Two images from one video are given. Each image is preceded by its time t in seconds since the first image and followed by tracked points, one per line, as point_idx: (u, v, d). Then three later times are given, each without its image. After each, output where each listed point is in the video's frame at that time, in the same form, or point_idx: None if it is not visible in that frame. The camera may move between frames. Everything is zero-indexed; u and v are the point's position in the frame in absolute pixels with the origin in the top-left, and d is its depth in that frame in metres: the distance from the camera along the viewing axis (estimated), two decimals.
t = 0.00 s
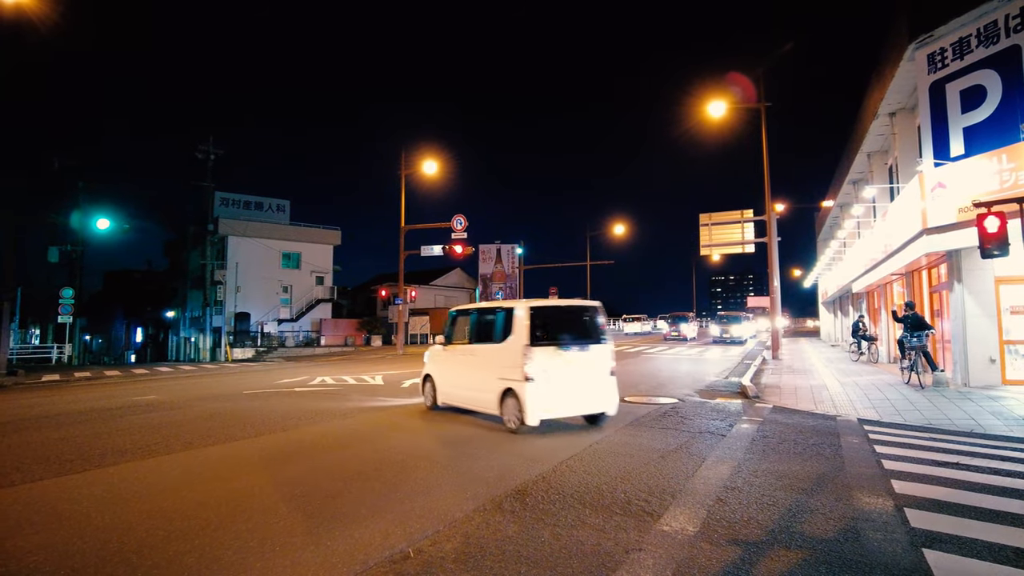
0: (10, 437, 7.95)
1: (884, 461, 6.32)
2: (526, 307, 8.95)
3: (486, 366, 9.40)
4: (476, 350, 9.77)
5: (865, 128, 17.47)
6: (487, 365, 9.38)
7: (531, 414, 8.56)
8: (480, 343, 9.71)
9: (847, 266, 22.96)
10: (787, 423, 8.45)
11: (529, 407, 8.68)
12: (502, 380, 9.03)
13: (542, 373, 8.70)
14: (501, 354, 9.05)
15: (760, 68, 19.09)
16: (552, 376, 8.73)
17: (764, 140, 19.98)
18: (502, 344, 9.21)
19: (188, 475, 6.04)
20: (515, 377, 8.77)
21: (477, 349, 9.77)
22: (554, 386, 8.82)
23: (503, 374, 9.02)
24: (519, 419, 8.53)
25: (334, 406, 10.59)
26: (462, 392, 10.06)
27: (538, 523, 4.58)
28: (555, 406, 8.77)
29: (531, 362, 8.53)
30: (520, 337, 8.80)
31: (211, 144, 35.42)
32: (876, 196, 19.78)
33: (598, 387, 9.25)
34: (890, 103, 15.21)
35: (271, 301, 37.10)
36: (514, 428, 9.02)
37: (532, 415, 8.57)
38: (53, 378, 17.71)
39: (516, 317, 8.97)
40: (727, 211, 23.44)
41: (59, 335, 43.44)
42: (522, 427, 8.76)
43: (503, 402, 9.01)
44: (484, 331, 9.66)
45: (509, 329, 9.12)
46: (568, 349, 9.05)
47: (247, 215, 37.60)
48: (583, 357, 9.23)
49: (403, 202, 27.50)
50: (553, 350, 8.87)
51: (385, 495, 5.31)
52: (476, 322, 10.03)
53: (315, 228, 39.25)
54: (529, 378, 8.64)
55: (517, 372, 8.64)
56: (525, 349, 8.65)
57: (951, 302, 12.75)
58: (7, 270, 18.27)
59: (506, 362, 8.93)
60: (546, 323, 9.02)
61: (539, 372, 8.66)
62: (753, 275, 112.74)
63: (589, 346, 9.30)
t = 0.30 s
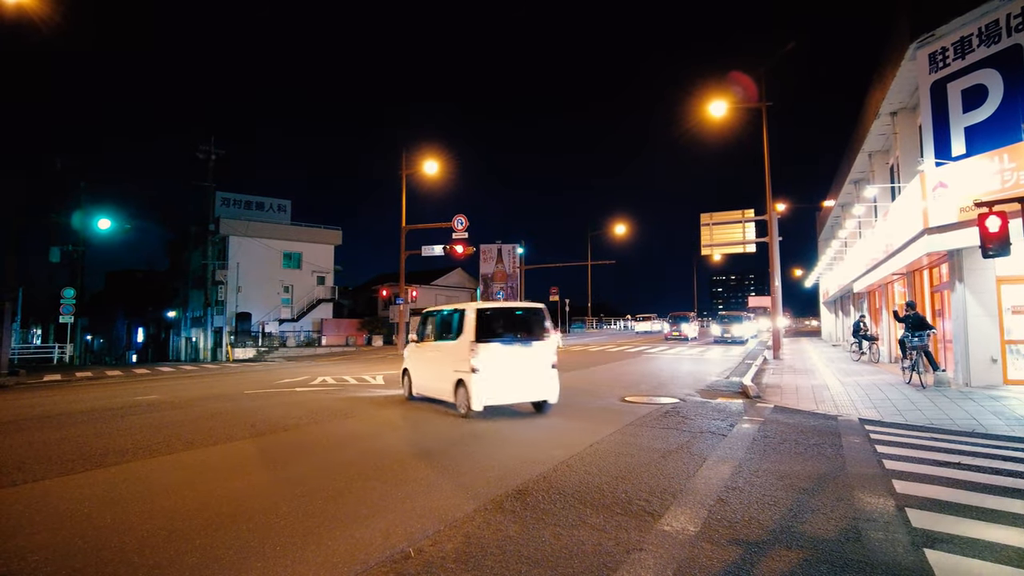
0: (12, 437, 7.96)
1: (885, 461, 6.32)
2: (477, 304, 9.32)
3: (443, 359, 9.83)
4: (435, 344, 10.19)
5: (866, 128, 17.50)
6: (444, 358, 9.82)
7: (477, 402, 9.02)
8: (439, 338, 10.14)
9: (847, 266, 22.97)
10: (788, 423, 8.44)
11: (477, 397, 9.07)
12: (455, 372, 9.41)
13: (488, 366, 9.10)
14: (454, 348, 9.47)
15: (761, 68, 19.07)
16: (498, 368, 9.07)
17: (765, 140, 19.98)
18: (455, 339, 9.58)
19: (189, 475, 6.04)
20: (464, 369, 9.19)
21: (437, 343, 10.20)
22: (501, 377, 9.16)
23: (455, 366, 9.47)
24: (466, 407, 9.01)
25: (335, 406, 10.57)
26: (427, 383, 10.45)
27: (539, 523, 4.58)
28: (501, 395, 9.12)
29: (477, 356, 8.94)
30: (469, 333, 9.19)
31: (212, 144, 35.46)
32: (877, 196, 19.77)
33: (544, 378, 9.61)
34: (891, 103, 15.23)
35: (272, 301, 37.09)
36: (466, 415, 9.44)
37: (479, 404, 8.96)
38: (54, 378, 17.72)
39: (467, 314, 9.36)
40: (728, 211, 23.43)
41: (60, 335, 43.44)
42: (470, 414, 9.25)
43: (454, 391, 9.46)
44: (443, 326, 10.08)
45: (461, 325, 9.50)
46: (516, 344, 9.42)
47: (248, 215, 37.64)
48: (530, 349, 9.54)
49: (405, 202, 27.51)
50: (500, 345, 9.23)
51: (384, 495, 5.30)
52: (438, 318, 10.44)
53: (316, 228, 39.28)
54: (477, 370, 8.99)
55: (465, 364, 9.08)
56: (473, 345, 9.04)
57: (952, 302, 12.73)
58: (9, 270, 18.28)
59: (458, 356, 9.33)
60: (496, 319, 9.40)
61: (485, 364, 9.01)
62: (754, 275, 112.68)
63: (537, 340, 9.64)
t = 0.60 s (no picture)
0: (12, 437, 7.96)
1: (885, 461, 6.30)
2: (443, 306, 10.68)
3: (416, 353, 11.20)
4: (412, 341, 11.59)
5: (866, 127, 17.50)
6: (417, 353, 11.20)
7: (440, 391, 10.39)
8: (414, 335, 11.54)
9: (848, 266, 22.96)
10: (788, 423, 8.43)
11: (440, 386, 10.43)
12: (424, 365, 10.80)
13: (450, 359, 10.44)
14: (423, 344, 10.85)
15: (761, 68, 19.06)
16: (458, 361, 10.38)
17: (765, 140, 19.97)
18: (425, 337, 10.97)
19: (189, 474, 6.05)
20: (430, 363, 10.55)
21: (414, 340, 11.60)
22: (463, 369, 10.49)
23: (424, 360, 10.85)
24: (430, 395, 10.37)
25: (335, 406, 10.57)
26: (406, 375, 11.86)
27: (539, 523, 4.57)
28: (461, 385, 10.44)
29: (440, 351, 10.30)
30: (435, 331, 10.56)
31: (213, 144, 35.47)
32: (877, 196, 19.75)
33: (502, 371, 10.89)
34: (891, 103, 15.23)
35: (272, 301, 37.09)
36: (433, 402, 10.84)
37: (440, 392, 10.32)
38: (55, 377, 17.73)
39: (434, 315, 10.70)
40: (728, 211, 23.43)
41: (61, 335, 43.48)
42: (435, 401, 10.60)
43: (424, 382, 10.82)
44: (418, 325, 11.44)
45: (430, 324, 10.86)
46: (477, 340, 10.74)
47: (248, 215, 37.66)
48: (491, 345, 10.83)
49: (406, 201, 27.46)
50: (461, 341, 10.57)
51: (384, 495, 5.29)
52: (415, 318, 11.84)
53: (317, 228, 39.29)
54: (440, 363, 10.36)
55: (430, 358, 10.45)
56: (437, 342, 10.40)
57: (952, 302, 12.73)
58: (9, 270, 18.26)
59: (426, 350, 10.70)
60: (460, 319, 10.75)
61: (447, 358, 10.36)
62: (755, 275, 112.63)
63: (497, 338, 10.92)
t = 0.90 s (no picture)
0: (12, 437, 7.96)
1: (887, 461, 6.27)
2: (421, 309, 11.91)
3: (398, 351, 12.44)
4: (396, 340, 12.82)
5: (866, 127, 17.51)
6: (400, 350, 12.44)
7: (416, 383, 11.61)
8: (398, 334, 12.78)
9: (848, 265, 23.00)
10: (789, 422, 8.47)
11: (417, 379, 11.66)
12: (404, 360, 12.05)
13: (425, 355, 11.68)
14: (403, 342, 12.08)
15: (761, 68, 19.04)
16: (432, 357, 11.60)
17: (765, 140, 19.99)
18: (406, 335, 12.25)
19: (188, 474, 6.04)
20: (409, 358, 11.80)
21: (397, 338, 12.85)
22: (437, 364, 11.71)
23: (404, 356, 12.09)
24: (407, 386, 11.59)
25: (336, 406, 10.56)
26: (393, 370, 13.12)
27: (539, 523, 4.57)
28: (435, 378, 11.72)
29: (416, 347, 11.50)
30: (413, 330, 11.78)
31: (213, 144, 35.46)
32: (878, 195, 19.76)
33: (473, 367, 12.08)
34: (892, 103, 15.24)
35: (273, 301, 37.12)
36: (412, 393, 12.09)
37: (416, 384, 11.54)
38: (55, 377, 17.73)
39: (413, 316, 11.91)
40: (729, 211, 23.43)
41: (61, 335, 43.47)
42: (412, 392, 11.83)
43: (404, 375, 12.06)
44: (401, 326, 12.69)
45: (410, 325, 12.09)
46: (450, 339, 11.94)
47: (248, 215, 37.67)
48: (462, 342, 12.05)
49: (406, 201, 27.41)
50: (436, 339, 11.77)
51: (384, 495, 5.28)
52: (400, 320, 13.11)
53: (317, 228, 39.28)
54: (417, 359, 11.63)
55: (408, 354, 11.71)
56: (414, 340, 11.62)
57: (953, 301, 12.79)
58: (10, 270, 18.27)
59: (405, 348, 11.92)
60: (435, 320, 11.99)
61: (423, 354, 11.60)
62: (755, 275, 112.69)
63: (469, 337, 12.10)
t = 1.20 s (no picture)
0: (13, 436, 7.95)
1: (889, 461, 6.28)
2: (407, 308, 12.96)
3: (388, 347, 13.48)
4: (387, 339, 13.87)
5: (868, 127, 17.49)
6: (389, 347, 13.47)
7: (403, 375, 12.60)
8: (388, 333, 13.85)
9: (850, 265, 23.02)
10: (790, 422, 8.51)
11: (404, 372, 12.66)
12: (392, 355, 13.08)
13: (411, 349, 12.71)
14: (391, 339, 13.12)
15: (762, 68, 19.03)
16: (417, 352, 12.61)
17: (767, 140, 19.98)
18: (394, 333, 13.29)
19: (189, 475, 6.03)
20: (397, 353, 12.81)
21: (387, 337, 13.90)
22: (422, 357, 12.73)
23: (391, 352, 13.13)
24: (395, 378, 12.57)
25: (337, 406, 10.55)
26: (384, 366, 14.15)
27: (541, 523, 4.56)
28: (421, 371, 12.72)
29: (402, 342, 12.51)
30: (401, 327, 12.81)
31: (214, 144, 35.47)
32: (880, 195, 19.74)
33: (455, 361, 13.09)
34: (893, 102, 15.21)
35: (274, 301, 37.13)
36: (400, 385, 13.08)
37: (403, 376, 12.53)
38: (56, 377, 17.74)
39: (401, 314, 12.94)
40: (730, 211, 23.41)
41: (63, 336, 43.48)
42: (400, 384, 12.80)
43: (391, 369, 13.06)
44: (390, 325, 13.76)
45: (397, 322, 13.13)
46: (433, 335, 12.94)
47: (249, 215, 37.70)
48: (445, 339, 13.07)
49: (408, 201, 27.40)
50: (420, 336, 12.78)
51: (385, 495, 5.27)
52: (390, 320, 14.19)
53: (318, 228, 39.29)
54: (403, 353, 12.64)
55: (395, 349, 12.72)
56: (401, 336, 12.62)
57: (955, 301, 12.75)
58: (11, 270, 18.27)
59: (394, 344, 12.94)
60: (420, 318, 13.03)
61: (409, 348, 12.61)
62: (757, 275, 112.64)
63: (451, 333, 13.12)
